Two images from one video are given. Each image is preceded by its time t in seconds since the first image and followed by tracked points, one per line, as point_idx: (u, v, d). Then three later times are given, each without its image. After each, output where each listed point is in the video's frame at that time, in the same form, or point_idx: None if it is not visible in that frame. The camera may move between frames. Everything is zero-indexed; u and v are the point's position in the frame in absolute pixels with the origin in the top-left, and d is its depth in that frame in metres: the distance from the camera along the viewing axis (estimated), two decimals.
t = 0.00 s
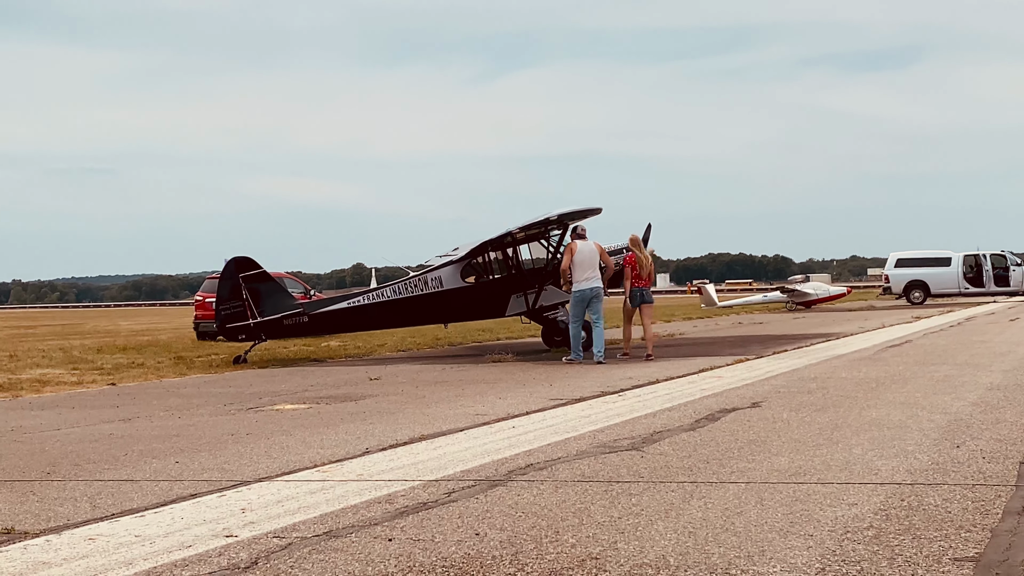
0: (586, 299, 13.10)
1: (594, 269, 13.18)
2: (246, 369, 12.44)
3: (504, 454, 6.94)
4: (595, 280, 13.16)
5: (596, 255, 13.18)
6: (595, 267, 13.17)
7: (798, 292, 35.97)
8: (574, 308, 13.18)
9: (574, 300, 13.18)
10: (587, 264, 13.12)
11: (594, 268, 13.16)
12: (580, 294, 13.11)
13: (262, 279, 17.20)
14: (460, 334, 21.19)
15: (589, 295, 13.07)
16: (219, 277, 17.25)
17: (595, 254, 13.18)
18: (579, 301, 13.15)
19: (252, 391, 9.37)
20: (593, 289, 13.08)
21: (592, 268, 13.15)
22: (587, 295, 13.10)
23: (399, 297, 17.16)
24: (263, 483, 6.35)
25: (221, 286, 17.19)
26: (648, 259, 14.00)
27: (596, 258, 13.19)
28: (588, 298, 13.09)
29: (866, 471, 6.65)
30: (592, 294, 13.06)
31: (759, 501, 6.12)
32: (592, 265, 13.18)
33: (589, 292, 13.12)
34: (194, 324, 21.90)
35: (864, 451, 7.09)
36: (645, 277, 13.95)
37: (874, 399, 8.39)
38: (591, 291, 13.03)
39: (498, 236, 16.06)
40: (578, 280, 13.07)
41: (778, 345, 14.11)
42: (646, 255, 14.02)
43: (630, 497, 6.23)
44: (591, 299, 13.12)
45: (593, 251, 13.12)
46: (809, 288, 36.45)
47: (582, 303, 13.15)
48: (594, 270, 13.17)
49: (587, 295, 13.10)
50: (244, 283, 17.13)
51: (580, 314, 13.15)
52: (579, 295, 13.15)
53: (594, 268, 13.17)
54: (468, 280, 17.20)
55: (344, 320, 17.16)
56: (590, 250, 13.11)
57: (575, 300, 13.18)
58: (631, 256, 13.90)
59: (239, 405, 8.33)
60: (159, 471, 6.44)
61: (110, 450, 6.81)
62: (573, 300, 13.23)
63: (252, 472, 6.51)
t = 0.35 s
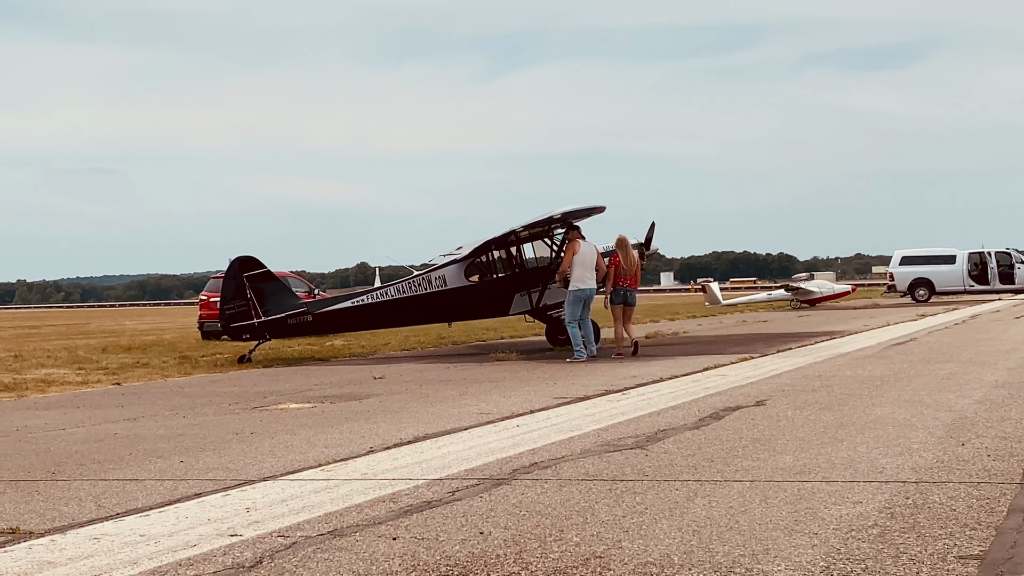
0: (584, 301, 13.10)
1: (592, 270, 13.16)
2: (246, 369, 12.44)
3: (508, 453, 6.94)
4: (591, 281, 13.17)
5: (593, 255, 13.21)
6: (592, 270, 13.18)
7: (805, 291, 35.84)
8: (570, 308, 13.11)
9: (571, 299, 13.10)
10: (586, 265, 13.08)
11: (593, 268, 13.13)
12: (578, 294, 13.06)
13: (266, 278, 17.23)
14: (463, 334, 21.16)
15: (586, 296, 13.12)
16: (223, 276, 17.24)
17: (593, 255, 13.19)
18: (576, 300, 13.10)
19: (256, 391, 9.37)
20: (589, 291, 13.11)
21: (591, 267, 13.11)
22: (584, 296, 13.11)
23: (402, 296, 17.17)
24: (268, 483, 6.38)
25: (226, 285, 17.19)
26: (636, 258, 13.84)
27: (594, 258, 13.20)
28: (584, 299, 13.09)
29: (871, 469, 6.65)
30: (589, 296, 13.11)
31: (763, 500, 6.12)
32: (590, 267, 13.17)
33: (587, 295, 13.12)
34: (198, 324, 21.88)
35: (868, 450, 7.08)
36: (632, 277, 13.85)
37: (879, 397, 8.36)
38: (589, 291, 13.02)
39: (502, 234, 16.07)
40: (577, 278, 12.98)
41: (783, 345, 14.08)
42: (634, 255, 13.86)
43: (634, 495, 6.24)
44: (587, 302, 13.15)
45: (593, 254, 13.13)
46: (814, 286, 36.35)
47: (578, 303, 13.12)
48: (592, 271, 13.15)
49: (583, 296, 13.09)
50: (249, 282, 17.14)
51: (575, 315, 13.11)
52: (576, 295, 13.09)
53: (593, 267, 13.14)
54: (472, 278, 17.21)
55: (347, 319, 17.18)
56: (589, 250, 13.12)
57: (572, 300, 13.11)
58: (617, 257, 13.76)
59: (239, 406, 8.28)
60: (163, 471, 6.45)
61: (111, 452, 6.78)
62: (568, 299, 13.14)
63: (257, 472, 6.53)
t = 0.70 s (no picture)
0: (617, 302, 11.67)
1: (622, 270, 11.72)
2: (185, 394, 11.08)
3: (514, 501, 5.41)
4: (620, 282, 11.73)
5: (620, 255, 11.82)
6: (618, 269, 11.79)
7: (897, 292, 33.25)
8: (598, 310, 11.49)
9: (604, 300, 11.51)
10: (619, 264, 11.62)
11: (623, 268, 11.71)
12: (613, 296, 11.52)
13: (203, 278, 13.97)
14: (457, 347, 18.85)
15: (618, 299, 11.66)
16: (149, 276, 13.88)
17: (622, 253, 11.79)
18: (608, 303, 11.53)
19: (232, 426, 8.01)
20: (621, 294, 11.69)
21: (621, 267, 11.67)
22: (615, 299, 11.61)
23: (379, 299, 14.17)
24: (204, 540, 4.81)
25: (152, 288, 13.85)
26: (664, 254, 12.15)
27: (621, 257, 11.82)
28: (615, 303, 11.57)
29: (981, 520, 5.03)
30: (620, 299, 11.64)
31: (845, 561, 4.50)
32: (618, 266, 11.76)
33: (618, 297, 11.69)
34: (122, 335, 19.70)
35: (980, 495, 5.44)
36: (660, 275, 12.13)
37: (989, 429, 6.76)
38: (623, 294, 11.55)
39: (510, 220, 13.81)
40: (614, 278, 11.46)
41: (858, 357, 12.40)
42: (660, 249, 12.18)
43: (677, 554, 4.61)
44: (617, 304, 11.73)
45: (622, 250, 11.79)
46: (909, 285, 33.78)
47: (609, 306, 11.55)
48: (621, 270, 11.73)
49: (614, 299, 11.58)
50: (180, 283, 13.86)
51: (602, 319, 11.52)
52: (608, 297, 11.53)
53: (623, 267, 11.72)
54: (468, 276, 14.34)
55: (310, 328, 14.13)
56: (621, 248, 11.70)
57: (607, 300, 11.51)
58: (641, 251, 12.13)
59: (174, 441, 7.18)
60: (72, 525, 5.01)
61: (10, 499, 5.48)
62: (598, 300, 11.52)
63: (191, 526, 5.01)
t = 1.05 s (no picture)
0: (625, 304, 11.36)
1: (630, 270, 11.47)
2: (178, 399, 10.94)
3: (520, 507, 5.24)
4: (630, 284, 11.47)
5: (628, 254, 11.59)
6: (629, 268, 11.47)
7: (916, 291, 32.88)
8: (611, 315, 11.15)
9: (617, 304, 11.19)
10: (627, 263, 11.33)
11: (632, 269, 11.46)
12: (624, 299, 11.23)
13: (199, 279, 13.81)
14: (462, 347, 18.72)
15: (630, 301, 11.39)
16: (144, 277, 13.73)
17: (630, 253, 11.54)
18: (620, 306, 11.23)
19: (234, 432, 7.88)
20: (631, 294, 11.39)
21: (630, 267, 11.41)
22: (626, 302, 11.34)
23: (380, 299, 14.03)
24: (202, 549, 4.62)
25: (147, 288, 13.70)
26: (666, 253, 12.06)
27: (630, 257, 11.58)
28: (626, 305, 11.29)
29: (1003, 525, 4.84)
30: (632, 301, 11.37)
31: (862, 568, 4.31)
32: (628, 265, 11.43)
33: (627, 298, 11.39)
34: (116, 338, 19.57)
35: (1002, 499, 5.25)
36: (662, 274, 12.09)
37: (1011, 432, 6.61)
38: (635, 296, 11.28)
39: (515, 217, 13.65)
40: (622, 280, 11.19)
41: (873, 357, 12.20)
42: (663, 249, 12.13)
43: (688, 562, 4.42)
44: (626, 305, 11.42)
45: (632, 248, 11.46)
46: (929, 283, 33.29)
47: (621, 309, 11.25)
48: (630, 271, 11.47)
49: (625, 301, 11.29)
50: (176, 285, 13.68)
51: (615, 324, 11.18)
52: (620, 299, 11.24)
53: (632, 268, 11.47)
54: (472, 276, 14.17)
55: (310, 329, 14.02)
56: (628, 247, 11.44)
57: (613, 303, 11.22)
58: (643, 249, 12.03)
59: (173, 447, 7.07)
60: (64, 534, 4.87)
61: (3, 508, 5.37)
62: (609, 304, 11.18)
63: (187, 534, 4.84)
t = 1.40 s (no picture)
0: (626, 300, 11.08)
1: (633, 262, 11.15)
2: (180, 398, 10.94)
3: (525, 508, 5.24)
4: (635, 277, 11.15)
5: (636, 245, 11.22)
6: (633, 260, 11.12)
7: (919, 288, 32.84)
8: (609, 312, 11.04)
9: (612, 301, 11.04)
10: (624, 256, 11.05)
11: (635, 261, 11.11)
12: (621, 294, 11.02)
13: (203, 279, 13.81)
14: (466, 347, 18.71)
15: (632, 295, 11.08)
16: (148, 278, 13.73)
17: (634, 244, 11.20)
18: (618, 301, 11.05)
19: (239, 433, 7.88)
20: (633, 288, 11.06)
21: (631, 259, 11.12)
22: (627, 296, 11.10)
23: (385, 299, 14.03)
24: (208, 550, 4.62)
25: (151, 289, 13.70)
26: (657, 253, 12.22)
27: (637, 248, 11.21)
28: (627, 300, 11.07)
29: (1009, 523, 4.84)
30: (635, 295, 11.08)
31: (867, 567, 4.30)
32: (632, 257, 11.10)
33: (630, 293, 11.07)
34: (119, 339, 19.58)
35: (1007, 497, 5.24)
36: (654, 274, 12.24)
37: (1016, 430, 6.60)
38: (632, 290, 11.01)
39: (519, 217, 13.67)
40: (613, 274, 11.05)
41: (877, 356, 12.18)
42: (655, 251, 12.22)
43: (693, 561, 4.41)
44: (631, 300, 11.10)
45: (634, 240, 11.10)
46: (932, 280, 33.24)
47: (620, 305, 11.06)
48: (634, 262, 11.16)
49: (624, 295, 11.07)
50: (180, 285, 13.69)
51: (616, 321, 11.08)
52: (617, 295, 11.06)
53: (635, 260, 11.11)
54: (476, 276, 14.18)
55: (314, 329, 14.02)
56: (628, 239, 11.14)
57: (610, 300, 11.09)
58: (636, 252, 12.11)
59: (177, 448, 7.07)
60: (70, 535, 4.87)
61: (7, 510, 5.37)
62: (606, 300, 11.08)
63: (193, 535, 4.84)
